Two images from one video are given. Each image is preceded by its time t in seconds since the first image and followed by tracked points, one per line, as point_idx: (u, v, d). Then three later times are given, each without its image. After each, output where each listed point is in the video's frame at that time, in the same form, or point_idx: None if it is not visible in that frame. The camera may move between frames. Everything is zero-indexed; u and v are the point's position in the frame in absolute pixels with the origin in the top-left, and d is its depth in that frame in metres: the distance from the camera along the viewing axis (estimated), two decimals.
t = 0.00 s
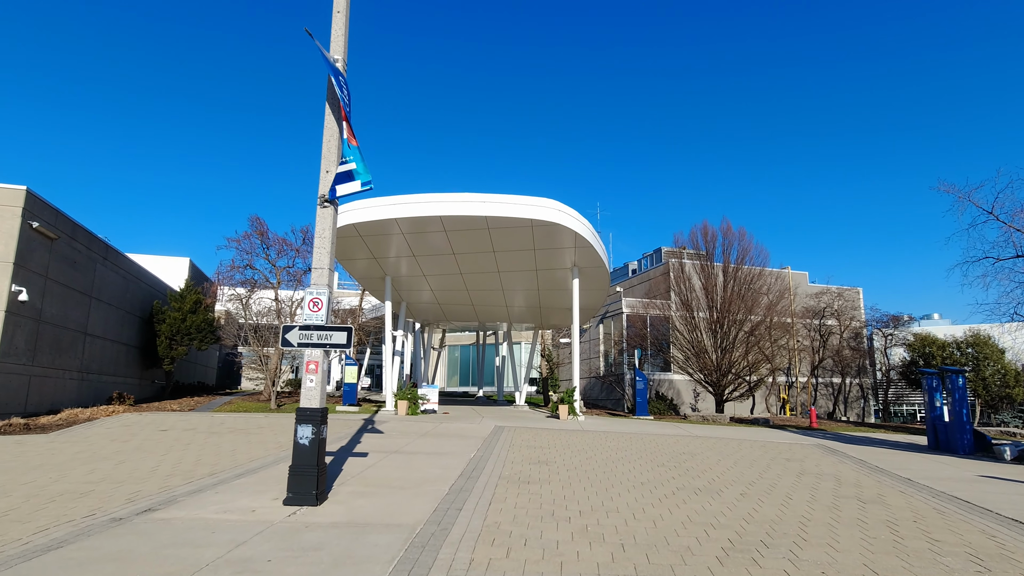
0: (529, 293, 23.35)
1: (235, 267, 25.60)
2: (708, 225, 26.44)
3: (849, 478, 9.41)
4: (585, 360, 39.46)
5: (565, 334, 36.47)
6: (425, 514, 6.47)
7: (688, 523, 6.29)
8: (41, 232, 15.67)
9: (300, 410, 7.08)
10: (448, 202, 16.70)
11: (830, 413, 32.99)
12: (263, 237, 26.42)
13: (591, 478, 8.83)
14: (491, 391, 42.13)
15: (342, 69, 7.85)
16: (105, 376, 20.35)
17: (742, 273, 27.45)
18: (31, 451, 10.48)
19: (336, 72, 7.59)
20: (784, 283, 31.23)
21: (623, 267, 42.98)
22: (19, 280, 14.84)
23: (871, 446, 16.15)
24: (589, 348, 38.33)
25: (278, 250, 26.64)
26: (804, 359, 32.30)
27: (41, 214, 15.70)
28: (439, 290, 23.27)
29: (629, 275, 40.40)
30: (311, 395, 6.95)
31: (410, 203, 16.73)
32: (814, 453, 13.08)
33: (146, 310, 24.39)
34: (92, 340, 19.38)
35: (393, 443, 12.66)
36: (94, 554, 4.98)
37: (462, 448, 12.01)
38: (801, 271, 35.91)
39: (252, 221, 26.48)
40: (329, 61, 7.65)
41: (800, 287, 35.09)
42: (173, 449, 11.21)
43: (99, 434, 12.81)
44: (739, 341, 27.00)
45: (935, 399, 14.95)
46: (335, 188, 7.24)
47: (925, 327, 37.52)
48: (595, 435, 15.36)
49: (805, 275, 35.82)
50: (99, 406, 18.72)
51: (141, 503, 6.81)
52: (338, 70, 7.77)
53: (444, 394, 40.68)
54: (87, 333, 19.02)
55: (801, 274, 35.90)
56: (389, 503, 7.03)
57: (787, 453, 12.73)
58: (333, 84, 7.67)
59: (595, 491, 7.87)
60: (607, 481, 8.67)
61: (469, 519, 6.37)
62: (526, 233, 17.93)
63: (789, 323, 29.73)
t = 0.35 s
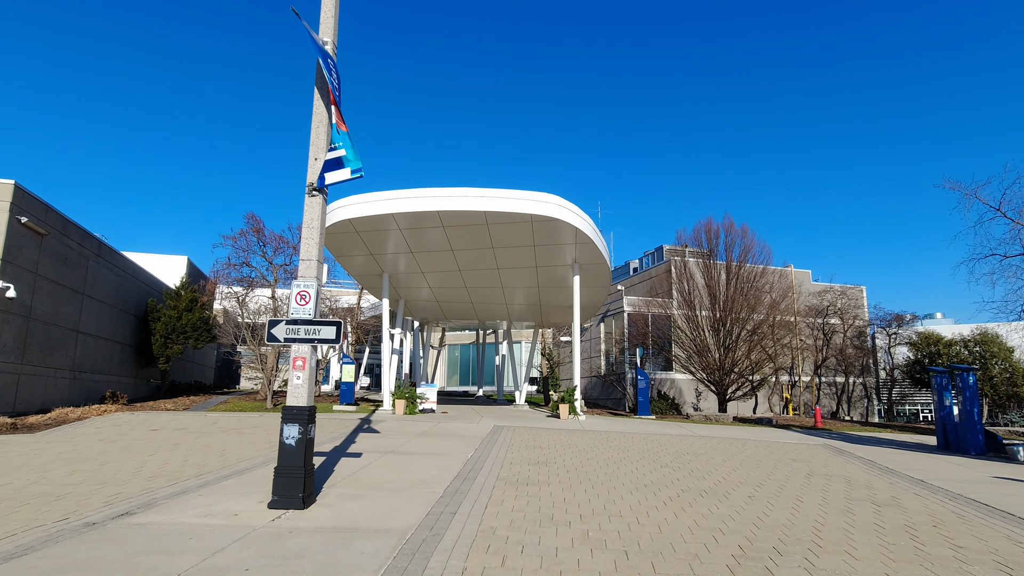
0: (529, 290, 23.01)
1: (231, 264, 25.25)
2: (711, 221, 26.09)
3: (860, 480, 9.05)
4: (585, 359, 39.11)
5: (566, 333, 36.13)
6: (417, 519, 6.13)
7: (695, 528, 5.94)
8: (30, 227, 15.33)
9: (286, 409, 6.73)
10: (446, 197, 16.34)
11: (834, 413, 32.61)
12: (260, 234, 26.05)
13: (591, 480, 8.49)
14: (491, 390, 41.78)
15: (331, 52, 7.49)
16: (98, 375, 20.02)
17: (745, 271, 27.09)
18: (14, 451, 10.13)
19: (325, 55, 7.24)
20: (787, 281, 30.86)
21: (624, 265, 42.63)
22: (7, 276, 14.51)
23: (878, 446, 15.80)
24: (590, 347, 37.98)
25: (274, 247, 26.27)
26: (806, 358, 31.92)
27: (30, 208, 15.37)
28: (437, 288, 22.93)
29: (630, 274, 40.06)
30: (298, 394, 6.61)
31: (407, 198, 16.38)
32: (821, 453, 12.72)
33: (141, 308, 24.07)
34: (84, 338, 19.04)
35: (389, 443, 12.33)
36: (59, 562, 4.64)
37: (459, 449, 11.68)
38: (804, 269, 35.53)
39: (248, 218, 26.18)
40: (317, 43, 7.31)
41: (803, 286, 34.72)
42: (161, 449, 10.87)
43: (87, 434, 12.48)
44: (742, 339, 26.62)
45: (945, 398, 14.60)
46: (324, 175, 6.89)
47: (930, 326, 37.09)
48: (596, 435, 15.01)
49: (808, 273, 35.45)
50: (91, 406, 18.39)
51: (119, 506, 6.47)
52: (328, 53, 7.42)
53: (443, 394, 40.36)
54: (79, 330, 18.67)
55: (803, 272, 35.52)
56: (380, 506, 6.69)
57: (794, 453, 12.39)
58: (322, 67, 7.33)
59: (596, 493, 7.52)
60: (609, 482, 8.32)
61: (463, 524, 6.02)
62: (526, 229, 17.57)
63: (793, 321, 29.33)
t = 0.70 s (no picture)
0: (529, 287, 22.63)
1: (227, 262, 24.93)
2: (714, 218, 25.70)
3: (873, 483, 8.66)
4: (586, 358, 38.75)
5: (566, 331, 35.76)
6: (407, 525, 5.74)
7: (705, 536, 5.55)
8: (16, 222, 14.97)
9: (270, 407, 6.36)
10: (443, 191, 15.95)
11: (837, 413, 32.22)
12: (256, 231, 25.72)
13: (593, 483, 8.11)
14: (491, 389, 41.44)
15: (318, 31, 7.08)
16: (90, 373, 19.67)
17: (748, 269, 26.71)
18: None
19: (312, 33, 6.83)
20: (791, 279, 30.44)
21: (626, 264, 42.25)
22: None
23: (887, 446, 15.41)
24: (591, 346, 37.59)
25: (271, 245, 25.95)
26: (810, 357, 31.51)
27: (17, 203, 15.01)
28: (435, 285, 22.55)
29: (631, 272, 39.70)
30: (283, 391, 6.25)
31: (404, 192, 15.99)
32: (829, 454, 12.33)
33: (135, 306, 23.70)
34: (76, 335, 18.68)
35: (384, 443, 11.97)
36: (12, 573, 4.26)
37: (456, 449, 11.29)
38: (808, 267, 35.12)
39: (244, 215, 25.84)
40: (304, 21, 6.91)
41: (806, 284, 34.31)
42: (147, 449, 10.50)
43: (74, 433, 12.12)
44: (746, 338, 26.21)
45: (956, 398, 14.23)
46: (309, 160, 6.51)
47: (934, 325, 36.69)
48: (597, 435, 14.64)
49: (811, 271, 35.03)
50: (82, 405, 18.02)
51: (91, 511, 6.09)
52: (315, 32, 7.01)
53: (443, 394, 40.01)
54: (70, 328, 18.32)
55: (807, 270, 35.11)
56: (367, 511, 6.31)
57: (802, 454, 11.99)
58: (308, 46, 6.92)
59: (598, 497, 7.14)
60: (612, 485, 7.93)
61: (456, 530, 5.64)
62: (525, 224, 17.18)
63: (797, 319, 28.89)
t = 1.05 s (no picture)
0: (528, 284, 22.23)
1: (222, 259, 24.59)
2: (716, 214, 25.27)
3: (886, 484, 8.25)
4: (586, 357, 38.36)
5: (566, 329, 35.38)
6: (391, 532, 5.35)
7: (713, 543, 5.14)
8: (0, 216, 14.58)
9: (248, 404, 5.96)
10: (439, 184, 15.54)
11: (840, 412, 31.80)
12: (251, 227, 25.37)
13: (592, 484, 7.70)
14: (491, 388, 41.05)
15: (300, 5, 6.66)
16: (80, 372, 19.29)
17: (751, 266, 26.31)
18: None
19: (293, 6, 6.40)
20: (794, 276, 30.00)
21: (626, 262, 41.83)
22: None
23: (894, 446, 14.98)
24: (591, 345, 37.18)
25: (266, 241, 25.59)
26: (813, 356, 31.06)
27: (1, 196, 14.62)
28: (433, 282, 22.16)
29: (632, 270, 39.29)
30: (261, 387, 5.86)
31: (399, 185, 15.59)
32: (837, 454, 11.91)
33: (127, 303, 23.29)
34: (65, 333, 18.30)
35: (376, 443, 11.58)
36: None
37: (450, 449, 10.89)
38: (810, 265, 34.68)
39: (239, 211, 25.48)
40: None
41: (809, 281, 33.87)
42: (130, 449, 10.10)
43: (57, 433, 11.74)
44: (748, 336, 25.78)
45: (967, 396, 13.80)
46: (291, 141, 6.13)
47: (937, 323, 36.23)
48: (597, 434, 14.23)
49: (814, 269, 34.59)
50: (71, 404, 17.64)
51: (56, 516, 5.70)
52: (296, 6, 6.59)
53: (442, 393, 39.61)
54: (59, 325, 17.93)
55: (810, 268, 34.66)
56: (351, 516, 5.91)
57: (809, 454, 11.58)
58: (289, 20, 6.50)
59: (597, 500, 6.73)
60: (612, 487, 7.53)
61: (445, 537, 5.24)
62: (523, 218, 16.76)
63: (800, 317, 28.43)
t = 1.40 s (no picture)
0: (527, 282, 21.83)
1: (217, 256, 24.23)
2: (718, 210, 24.86)
3: (902, 487, 7.85)
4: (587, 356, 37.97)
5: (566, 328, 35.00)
6: (376, 541, 4.96)
7: (724, 553, 4.74)
8: None
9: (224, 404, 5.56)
10: (435, 177, 15.15)
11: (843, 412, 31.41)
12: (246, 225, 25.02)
13: (593, 488, 7.31)
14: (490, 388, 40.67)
15: None
16: (70, 371, 18.88)
17: (754, 264, 25.93)
18: None
19: None
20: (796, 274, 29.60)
21: (626, 260, 41.44)
22: None
23: (903, 447, 14.57)
24: (592, 344, 36.79)
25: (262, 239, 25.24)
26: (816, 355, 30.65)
27: None
28: (430, 279, 21.76)
29: (632, 268, 38.88)
30: (239, 386, 5.48)
31: (394, 179, 15.20)
32: (846, 455, 11.49)
33: (120, 302, 22.90)
34: (54, 332, 17.90)
35: (369, 444, 11.17)
36: None
37: (445, 450, 10.51)
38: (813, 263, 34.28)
39: (234, 208, 25.16)
40: None
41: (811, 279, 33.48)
42: (111, 450, 9.70)
43: (39, 433, 11.34)
44: (751, 334, 25.36)
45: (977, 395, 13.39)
46: (271, 124, 5.75)
47: (940, 322, 35.89)
48: (598, 435, 13.82)
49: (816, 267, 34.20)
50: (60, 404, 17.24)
51: (17, 523, 5.30)
52: None
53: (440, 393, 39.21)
54: (47, 324, 17.53)
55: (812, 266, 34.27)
56: (334, 524, 5.51)
57: (817, 455, 11.17)
58: None
59: (599, 505, 6.33)
60: (614, 492, 7.13)
61: (434, 547, 4.84)
62: (522, 213, 16.38)
63: (803, 315, 28.03)
